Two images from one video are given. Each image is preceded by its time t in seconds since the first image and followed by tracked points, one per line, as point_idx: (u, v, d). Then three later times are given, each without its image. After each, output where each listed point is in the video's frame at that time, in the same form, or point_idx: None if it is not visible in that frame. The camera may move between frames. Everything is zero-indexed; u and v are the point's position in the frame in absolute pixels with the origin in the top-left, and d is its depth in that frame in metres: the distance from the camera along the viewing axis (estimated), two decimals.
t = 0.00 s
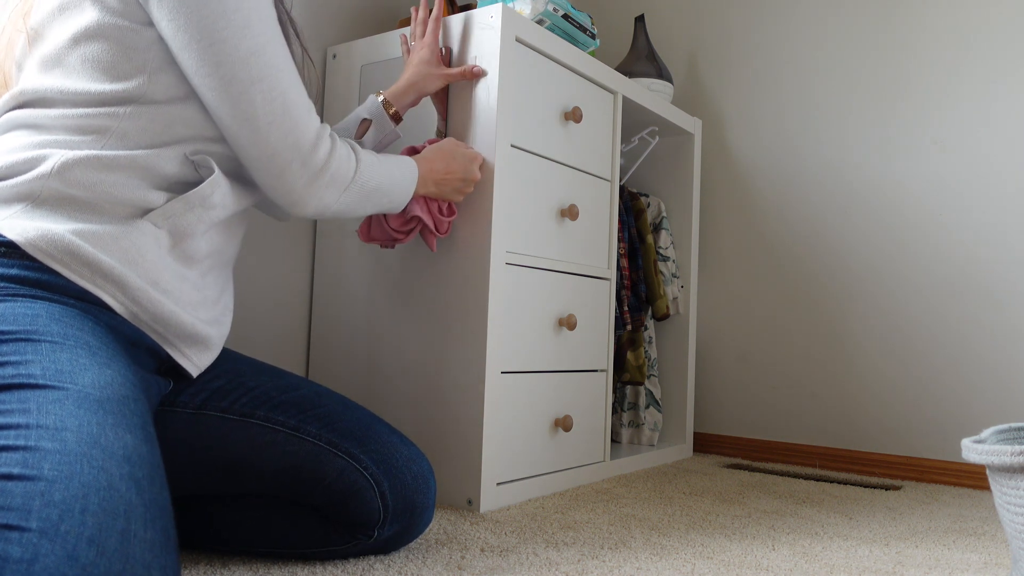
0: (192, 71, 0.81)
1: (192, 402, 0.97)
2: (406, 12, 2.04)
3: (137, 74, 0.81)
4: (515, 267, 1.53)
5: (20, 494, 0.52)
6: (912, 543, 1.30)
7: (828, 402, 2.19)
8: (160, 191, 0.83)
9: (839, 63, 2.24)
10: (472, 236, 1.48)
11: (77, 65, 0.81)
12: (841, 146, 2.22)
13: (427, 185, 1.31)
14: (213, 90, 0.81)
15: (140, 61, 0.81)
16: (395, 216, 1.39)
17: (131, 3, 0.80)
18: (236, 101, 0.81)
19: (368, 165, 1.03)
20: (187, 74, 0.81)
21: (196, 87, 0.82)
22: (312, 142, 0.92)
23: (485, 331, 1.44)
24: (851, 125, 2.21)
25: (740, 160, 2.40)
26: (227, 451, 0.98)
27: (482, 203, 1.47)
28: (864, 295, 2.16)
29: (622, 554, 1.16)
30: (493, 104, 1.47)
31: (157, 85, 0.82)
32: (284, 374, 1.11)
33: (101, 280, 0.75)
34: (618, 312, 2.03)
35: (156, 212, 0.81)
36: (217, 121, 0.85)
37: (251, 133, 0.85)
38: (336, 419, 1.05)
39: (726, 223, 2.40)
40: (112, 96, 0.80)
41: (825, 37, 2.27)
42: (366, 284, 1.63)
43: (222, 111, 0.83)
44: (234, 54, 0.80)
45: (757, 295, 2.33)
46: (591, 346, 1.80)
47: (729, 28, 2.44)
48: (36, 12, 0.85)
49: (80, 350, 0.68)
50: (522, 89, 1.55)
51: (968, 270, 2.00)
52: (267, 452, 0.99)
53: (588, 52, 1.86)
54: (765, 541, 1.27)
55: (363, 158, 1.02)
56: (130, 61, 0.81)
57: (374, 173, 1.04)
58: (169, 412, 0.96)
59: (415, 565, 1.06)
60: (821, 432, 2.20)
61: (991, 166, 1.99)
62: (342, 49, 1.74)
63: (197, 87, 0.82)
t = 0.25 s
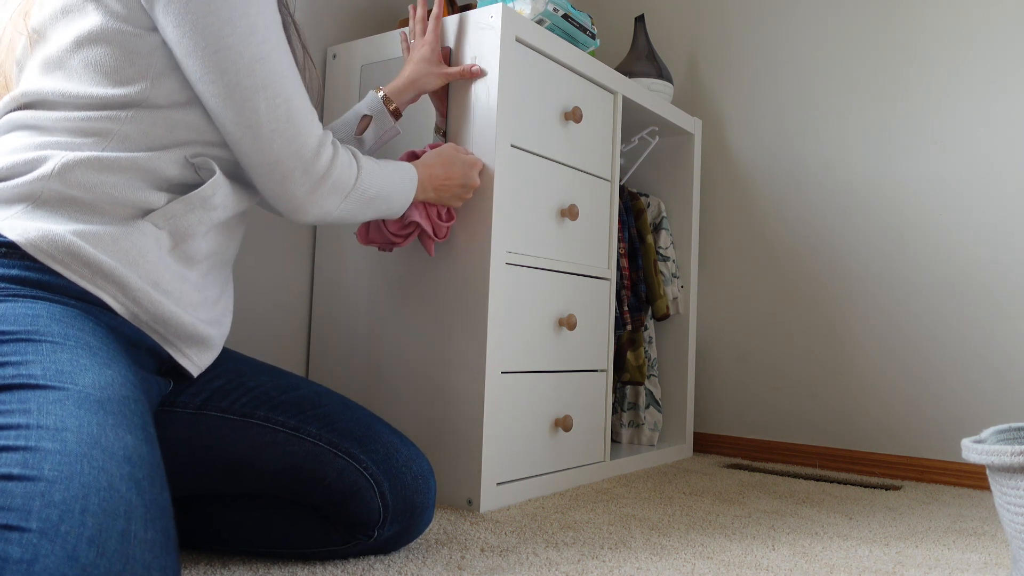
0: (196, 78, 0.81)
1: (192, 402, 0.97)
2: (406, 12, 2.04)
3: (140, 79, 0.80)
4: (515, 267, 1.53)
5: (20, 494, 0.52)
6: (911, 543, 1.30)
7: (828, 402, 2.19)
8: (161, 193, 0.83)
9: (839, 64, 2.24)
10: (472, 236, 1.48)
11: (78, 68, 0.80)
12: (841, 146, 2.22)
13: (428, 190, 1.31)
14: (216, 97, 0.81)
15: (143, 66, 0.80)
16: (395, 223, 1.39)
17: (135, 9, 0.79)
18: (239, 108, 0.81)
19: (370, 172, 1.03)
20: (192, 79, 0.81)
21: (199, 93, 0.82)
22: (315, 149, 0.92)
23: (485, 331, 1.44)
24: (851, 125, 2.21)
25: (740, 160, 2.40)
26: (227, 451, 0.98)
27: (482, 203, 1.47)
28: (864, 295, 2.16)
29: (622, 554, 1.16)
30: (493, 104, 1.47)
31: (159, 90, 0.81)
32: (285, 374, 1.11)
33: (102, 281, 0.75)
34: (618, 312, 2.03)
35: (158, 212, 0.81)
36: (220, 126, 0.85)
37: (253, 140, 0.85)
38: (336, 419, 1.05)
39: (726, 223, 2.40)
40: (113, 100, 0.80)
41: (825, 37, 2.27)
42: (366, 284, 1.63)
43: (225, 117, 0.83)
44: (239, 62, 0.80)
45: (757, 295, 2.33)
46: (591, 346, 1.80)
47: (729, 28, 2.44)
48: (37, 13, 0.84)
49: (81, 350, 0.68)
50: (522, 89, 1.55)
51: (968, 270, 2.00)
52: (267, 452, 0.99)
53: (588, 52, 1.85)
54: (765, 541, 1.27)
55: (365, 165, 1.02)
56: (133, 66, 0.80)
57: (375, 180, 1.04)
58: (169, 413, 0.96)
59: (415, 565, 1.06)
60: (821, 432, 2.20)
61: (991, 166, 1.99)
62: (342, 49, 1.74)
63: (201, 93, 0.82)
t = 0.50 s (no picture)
0: (193, 83, 0.81)
1: (191, 402, 0.97)
2: (406, 11, 2.04)
3: (139, 83, 0.81)
4: (515, 268, 1.53)
5: (19, 494, 0.52)
6: (912, 543, 1.30)
7: (828, 402, 2.19)
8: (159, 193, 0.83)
9: (839, 64, 2.24)
10: (472, 236, 1.48)
11: (76, 70, 0.80)
12: (841, 146, 2.23)
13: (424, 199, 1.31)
14: (214, 100, 0.81)
15: (142, 71, 0.80)
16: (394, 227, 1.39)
17: (134, 12, 0.79)
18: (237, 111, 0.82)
19: (368, 179, 1.03)
20: (190, 84, 0.81)
21: (197, 97, 0.82)
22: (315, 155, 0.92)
23: (485, 331, 1.44)
24: (851, 125, 2.21)
25: (740, 160, 2.40)
26: (226, 452, 0.98)
27: (483, 203, 1.47)
28: (864, 294, 2.16)
29: (622, 554, 1.16)
30: (493, 104, 1.47)
31: (158, 93, 0.82)
32: (284, 374, 1.11)
33: (100, 281, 0.76)
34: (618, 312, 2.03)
35: (156, 212, 0.81)
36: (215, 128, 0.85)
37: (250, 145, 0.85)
38: (336, 419, 1.05)
39: (726, 223, 2.40)
40: (111, 102, 0.80)
41: (825, 37, 2.27)
42: (366, 284, 1.63)
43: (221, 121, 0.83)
44: (238, 66, 0.80)
45: (757, 295, 2.33)
46: (591, 346, 1.80)
47: (729, 28, 2.44)
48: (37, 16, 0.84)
49: (79, 350, 0.68)
50: (522, 89, 1.55)
51: (968, 270, 2.01)
52: (266, 453, 0.99)
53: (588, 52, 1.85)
54: (765, 541, 1.27)
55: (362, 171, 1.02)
56: (132, 69, 0.80)
57: (373, 187, 1.04)
58: (169, 414, 0.96)
59: (415, 565, 1.06)
60: (821, 432, 2.20)
61: (992, 166, 1.99)
62: (341, 49, 1.74)
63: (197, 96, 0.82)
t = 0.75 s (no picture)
0: (189, 83, 0.81)
1: (191, 402, 0.97)
2: (406, 11, 2.04)
3: (138, 86, 0.80)
4: (515, 268, 1.53)
5: (19, 494, 0.52)
6: (912, 543, 1.30)
7: (828, 402, 2.19)
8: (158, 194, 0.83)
9: (839, 64, 2.24)
10: (472, 236, 1.48)
11: (75, 72, 0.80)
12: (841, 146, 2.22)
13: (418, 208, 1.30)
14: (210, 103, 0.81)
15: (142, 74, 0.80)
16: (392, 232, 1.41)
17: (134, 17, 0.79)
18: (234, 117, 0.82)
19: (365, 186, 1.03)
20: (186, 88, 0.81)
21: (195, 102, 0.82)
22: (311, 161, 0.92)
23: (485, 331, 1.44)
24: (852, 125, 2.21)
25: (740, 160, 2.40)
26: (226, 452, 0.98)
27: (483, 203, 1.47)
28: (864, 294, 2.15)
29: (622, 554, 1.16)
30: (493, 104, 1.47)
31: (158, 96, 0.82)
32: (284, 374, 1.11)
33: (99, 281, 0.76)
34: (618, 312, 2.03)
35: (155, 212, 0.81)
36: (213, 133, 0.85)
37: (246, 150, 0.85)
38: (336, 419, 1.05)
39: (726, 223, 2.40)
40: (110, 104, 0.80)
41: (825, 37, 2.27)
42: (366, 284, 1.63)
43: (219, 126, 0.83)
44: (235, 72, 0.80)
45: (757, 295, 2.33)
46: (591, 346, 1.80)
47: (729, 28, 2.44)
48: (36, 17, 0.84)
49: (79, 350, 0.68)
50: (521, 89, 1.55)
51: (968, 270, 2.01)
52: (266, 453, 0.99)
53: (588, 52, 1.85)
54: (765, 540, 1.27)
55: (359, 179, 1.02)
56: (131, 72, 0.80)
57: (370, 195, 1.04)
58: (169, 413, 0.96)
59: (415, 565, 1.06)
60: (820, 433, 2.20)
61: (992, 166, 1.99)
62: (341, 49, 1.74)
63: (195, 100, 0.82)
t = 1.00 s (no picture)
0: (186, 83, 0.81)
1: (191, 403, 0.97)
2: (406, 11, 2.04)
3: (136, 86, 0.80)
4: (515, 268, 1.53)
5: (17, 494, 0.52)
6: (912, 544, 1.30)
7: (828, 402, 2.19)
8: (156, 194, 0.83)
9: (839, 64, 2.24)
10: (472, 236, 1.48)
11: (74, 72, 0.80)
12: (841, 146, 2.22)
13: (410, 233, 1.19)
14: (207, 104, 0.81)
15: (139, 74, 0.80)
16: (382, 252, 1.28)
17: (131, 17, 0.79)
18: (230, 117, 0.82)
19: (364, 188, 1.03)
20: (183, 88, 0.81)
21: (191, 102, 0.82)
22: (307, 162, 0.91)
23: (485, 331, 1.44)
24: (852, 125, 2.21)
25: (740, 160, 2.40)
26: (226, 452, 0.98)
27: (483, 203, 1.47)
28: (864, 295, 2.15)
29: (622, 554, 1.16)
30: (493, 104, 1.47)
31: (156, 96, 0.81)
32: (284, 374, 1.11)
33: (98, 281, 0.76)
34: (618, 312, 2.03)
35: (154, 212, 0.81)
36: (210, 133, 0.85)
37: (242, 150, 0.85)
38: (336, 419, 1.05)
39: (726, 223, 2.40)
40: (108, 104, 0.80)
41: (825, 38, 2.27)
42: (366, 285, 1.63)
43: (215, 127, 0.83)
44: (231, 72, 0.80)
45: (757, 295, 2.33)
46: (591, 346, 1.79)
47: (729, 28, 2.44)
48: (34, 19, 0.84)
49: (78, 350, 0.68)
50: (521, 89, 1.55)
51: (969, 270, 2.00)
52: (265, 453, 0.99)
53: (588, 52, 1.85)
54: (765, 540, 1.27)
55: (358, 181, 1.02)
56: (129, 72, 0.80)
57: (368, 198, 1.03)
58: (169, 414, 0.96)
59: (415, 565, 1.06)
60: (820, 433, 2.20)
61: (992, 166, 1.99)
62: (341, 49, 1.74)
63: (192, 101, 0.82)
